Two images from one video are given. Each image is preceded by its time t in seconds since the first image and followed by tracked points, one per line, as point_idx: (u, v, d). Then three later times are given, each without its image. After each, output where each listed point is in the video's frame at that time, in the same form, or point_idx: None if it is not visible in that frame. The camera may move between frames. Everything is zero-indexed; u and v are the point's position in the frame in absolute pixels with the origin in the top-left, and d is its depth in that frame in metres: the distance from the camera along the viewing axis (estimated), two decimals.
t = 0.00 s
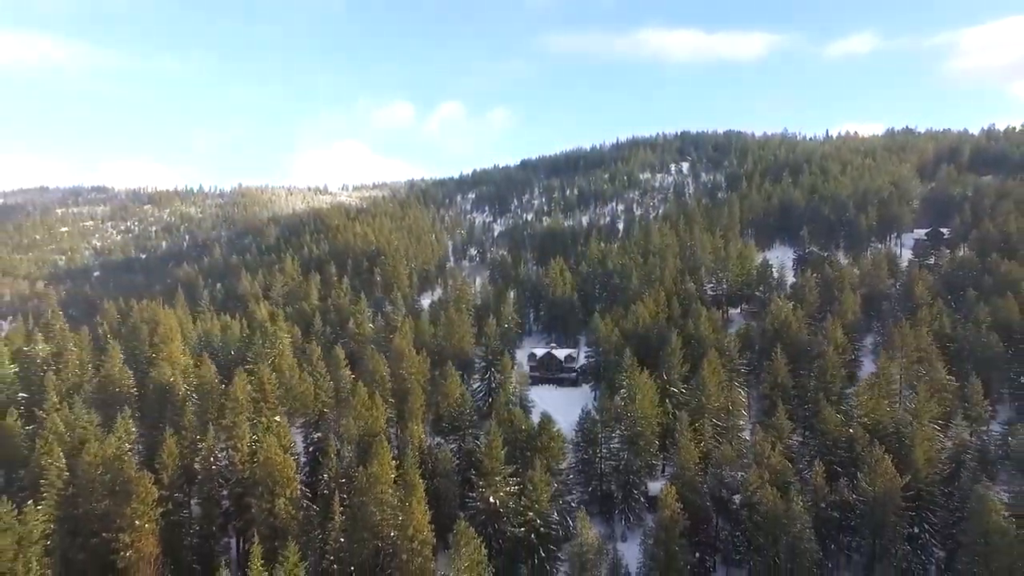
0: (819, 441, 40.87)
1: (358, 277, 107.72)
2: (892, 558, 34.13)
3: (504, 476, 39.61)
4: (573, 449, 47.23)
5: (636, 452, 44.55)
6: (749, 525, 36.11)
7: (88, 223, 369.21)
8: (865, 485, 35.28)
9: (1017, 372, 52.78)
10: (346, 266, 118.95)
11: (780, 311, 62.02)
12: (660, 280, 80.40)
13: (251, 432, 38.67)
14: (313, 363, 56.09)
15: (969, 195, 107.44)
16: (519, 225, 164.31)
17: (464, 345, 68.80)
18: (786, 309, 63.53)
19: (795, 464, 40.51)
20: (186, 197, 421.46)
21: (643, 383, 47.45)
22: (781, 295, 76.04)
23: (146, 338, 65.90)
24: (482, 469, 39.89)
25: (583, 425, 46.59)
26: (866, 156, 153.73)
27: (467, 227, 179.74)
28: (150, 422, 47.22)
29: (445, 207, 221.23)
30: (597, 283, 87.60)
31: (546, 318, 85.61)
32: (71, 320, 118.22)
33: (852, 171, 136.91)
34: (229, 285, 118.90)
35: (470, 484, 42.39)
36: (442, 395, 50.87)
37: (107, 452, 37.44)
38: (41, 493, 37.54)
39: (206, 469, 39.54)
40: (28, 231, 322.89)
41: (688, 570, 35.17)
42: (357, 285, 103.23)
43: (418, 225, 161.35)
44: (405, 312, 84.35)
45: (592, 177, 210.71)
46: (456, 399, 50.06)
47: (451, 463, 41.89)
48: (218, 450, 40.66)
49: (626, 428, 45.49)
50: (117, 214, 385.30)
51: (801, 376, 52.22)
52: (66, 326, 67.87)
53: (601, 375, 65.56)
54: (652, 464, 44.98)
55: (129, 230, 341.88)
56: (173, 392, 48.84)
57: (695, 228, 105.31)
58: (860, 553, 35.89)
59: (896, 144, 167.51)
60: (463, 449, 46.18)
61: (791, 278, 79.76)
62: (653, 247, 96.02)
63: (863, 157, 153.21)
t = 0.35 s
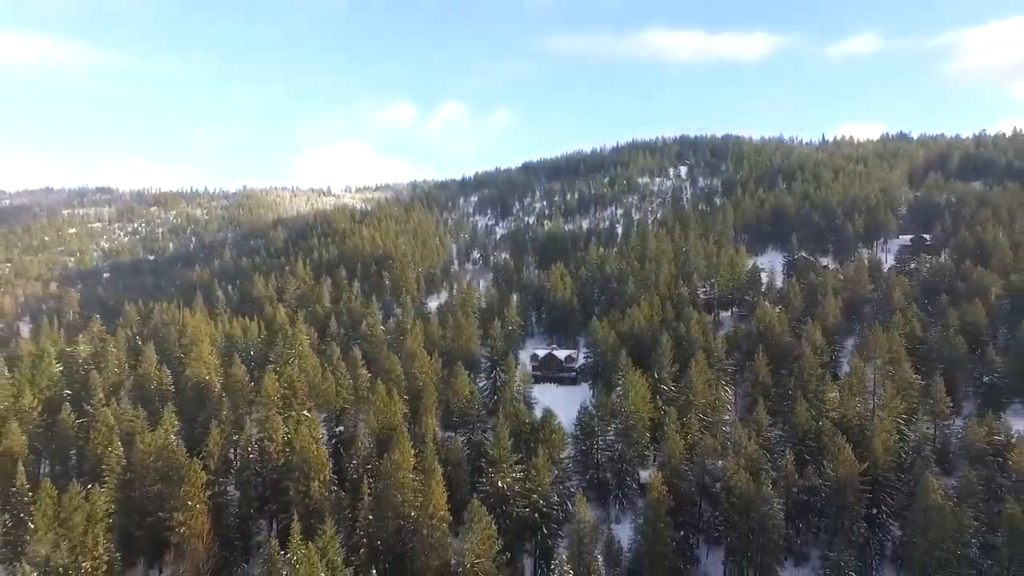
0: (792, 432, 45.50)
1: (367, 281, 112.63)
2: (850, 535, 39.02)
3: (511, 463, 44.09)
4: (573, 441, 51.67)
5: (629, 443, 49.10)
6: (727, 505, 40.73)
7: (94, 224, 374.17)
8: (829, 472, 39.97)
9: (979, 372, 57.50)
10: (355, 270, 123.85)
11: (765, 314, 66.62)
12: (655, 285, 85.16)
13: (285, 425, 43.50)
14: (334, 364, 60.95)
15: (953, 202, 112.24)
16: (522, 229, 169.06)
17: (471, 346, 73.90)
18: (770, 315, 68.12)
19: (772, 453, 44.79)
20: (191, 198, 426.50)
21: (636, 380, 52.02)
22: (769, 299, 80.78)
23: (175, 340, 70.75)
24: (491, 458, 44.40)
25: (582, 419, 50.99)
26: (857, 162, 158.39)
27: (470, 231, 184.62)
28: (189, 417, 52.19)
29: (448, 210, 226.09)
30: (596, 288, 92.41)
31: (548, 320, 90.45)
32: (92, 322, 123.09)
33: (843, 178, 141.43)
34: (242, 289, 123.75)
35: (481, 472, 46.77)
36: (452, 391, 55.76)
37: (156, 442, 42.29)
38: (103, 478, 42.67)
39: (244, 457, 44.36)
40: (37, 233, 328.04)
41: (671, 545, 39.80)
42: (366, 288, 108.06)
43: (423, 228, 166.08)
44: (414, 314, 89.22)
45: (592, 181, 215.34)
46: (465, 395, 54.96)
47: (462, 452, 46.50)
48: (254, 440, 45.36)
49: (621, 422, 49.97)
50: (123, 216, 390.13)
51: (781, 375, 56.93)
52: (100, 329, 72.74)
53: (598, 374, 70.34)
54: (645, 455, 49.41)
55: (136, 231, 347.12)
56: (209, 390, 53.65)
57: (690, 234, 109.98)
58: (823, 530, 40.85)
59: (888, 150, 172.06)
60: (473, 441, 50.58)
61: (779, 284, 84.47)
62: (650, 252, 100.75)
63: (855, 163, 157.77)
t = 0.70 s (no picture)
0: (770, 425, 50.31)
1: (377, 284, 117.64)
2: (819, 515, 43.84)
3: (517, 452, 49.01)
4: (573, 434, 56.49)
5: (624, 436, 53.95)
6: (709, 489, 45.44)
7: (102, 225, 379.36)
8: (800, 460, 44.81)
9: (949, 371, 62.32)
10: (364, 273, 128.88)
11: (753, 317, 71.43)
12: (651, 288, 90.05)
13: (313, 418, 48.45)
14: (352, 363, 65.97)
15: (937, 209, 117.21)
16: (525, 232, 173.99)
17: (478, 346, 78.90)
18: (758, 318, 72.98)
19: (752, 444, 49.61)
20: (197, 200, 431.68)
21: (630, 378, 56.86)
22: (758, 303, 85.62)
23: (202, 341, 75.73)
24: (499, 448, 49.40)
25: (581, 414, 55.78)
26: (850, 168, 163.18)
27: (474, 234, 189.60)
28: (222, 411, 57.19)
29: (452, 213, 231.11)
30: (596, 291, 97.35)
31: (550, 322, 95.40)
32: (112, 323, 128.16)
33: (836, 183, 146.08)
34: (255, 292, 128.89)
35: (489, 462, 51.61)
36: (461, 389, 60.79)
37: (198, 434, 47.29)
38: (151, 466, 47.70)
39: (276, 447, 49.34)
40: (46, 234, 333.39)
41: (659, 524, 44.35)
42: (376, 291, 113.10)
43: (428, 232, 171.08)
44: (423, 317, 94.20)
45: (593, 185, 220.14)
46: (473, 392, 59.98)
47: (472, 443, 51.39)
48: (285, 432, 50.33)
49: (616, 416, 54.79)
50: (130, 217, 395.44)
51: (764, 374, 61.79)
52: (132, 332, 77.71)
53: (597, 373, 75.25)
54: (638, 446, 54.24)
55: (143, 233, 352.39)
56: (240, 388, 58.67)
57: (686, 239, 114.81)
58: (795, 512, 45.52)
59: (881, 156, 176.75)
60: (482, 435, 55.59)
61: (768, 288, 89.36)
62: (647, 257, 105.59)
63: (848, 168, 162.44)
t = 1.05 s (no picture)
0: (752, 420, 55.22)
1: (385, 287, 122.77)
2: (792, 500, 48.81)
3: (522, 444, 53.97)
4: (573, 429, 61.53)
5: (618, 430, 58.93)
6: (695, 477, 50.38)
7: (108, 226, 384.51)
8: (776, 450, 49.79)
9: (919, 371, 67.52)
10: (372, 276, 134.00)
11: (741, 319, 76.47)
12: (647, 292, 95.16)
13: (336, 413, 53.43)
14: (367, 364, 71.08)
15: (922, 215, 122.29)
16: (526, 236, 179.12)
17: (483, 347, 84.07)
18: (745, 320, 77.97)
19: (735, 436, 54.55)
20: (201, 201, 436.59)
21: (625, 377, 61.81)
22: (748, 306, 90.72)
23: (225, 342, 80.78)
24: (506, 440, 54.53)
25: (581, 411, 60.70)
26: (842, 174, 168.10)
27: (476, 236, 194.66)
28: (250, 406, 62.28)
29: (455, 215, 236.20)
30: (594, 294, 102.48)
31: (551, 323, 100.53)
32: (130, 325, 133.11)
33: (827, 189, 151.00)
34: (267, 294, 134.03)
35: (495, 453, 56.62)
36: (468, 388, 65.91)
37: (234, 427, 52.36)
38: (191, 455, 52.76)
39: (303, 439, 54.30)
40: (54, 236, 338.65)
41: (649, 507, 49.29)
42: (385, 294, 118.25)
43: (432, 235, 176.22)
44: (430, 319, 99.23)
45: (593, 188, 225.15)
46: (479, 390, 65.07)
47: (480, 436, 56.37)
48: (310, 425, 55.31)
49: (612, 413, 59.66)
50: (136, 218, 400.77)
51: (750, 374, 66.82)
52: (159, 334, 82.74)
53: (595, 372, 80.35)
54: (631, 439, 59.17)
55: (149, 234, 357.64)
56: (266, 386, 63.74)
57: (681, 244, 119.95)
58: (771, 497, 50.48)
59: (872, 161, 181.72)
60: (489, 428, 60.64)
61: (758, 292, 94.50)
62: (643, 260, 110.60)
63: (840, 174, 167.46)
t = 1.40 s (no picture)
0: (737, 415, 60.20)
1: (393, 290, 127.85)
2: (771, 488, 53.90)
3: (526, 437, 58.99)
4: (573, 424, 66.57)
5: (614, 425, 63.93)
6: (683, 466, 55.41)
7: (115, 228, 389.66)
8: (757, 443, 54.86)
9: (896, 370, 72.56)
10: (380, 279, 139.15)
11: (731, 322, 81.44)
12: (644, 295, 100.23)
13: (357, 409, 58.62)
14: (381, 364, 76.27)
15: (909, 220, 127.19)
16: (528, 239, 184.16)
17: (489, 348, 89.30)
18: (735, 323, 82.96)
19: (721, 430, 59.60)
20: (207, 203, 441.85)
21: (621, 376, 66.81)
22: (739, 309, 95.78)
23: (246, 343, 85.88)
24: (511, 434, 59.64)
25: (581, 408, 65.76)
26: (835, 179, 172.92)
27: (480, 239, 199.61)
28: (275, 403, 67.45)
29: (458, 218, 241.20)
30: (594, 298, 107.62)
31: (552, 325, 105.61)
32: (147, 326, 138.34)
33: (820, 194, 155.90)
34: (279, 297, 139.05)
35: (502, 445, 61.70)
36: (476, 386, 71.13)
37: (264, 422, 57.48)
38: (225, 446, 57.80)
39: (326, 433, 59.43)
40: (63, 237, 343.96)
41: (641, 493, 54.29)
42: (393, 297, 123.28)
43: (437, 239, 181.31)
44: (437, 321, 104.40)
45: (594, 192, 230.04)
46: (486, 388, 70.29)
47: (488, 430, 61.46)
48: (333, 421, 60.41)
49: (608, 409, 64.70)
50: (143, 220, 405.91)
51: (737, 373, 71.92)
52: (184, 337, 87.88)
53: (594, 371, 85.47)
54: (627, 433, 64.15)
55: (156, 236, 362.74)
56: (289, 385, 68.86)
57: (677, 249, 124.84)
58: (753, 486, 55.47)
59: (866, 166, 186.63)
60: (495, 423, 65.77)
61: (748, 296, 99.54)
62: (641, 264, 115.58)
63: (833, 179, 172.40)
